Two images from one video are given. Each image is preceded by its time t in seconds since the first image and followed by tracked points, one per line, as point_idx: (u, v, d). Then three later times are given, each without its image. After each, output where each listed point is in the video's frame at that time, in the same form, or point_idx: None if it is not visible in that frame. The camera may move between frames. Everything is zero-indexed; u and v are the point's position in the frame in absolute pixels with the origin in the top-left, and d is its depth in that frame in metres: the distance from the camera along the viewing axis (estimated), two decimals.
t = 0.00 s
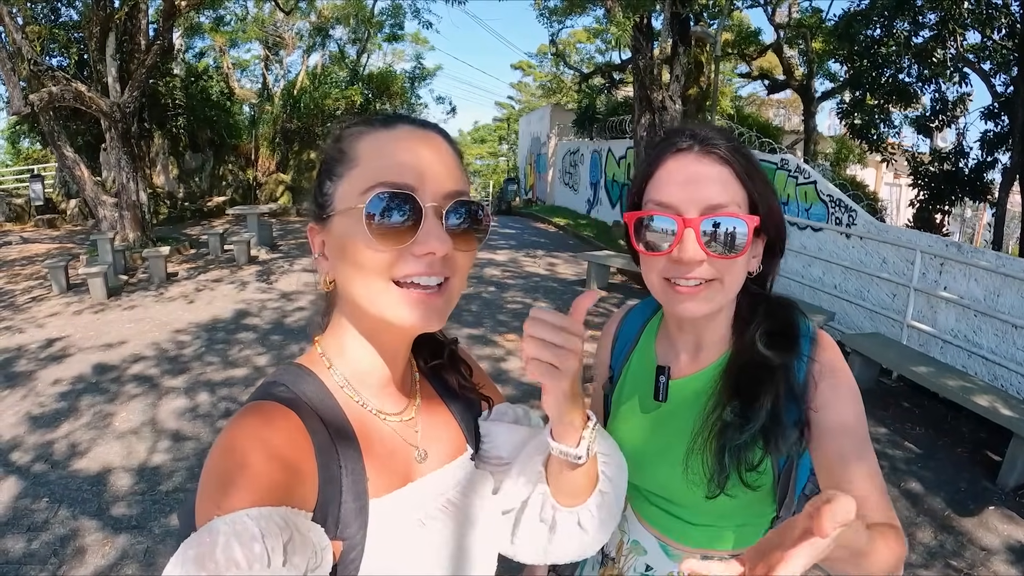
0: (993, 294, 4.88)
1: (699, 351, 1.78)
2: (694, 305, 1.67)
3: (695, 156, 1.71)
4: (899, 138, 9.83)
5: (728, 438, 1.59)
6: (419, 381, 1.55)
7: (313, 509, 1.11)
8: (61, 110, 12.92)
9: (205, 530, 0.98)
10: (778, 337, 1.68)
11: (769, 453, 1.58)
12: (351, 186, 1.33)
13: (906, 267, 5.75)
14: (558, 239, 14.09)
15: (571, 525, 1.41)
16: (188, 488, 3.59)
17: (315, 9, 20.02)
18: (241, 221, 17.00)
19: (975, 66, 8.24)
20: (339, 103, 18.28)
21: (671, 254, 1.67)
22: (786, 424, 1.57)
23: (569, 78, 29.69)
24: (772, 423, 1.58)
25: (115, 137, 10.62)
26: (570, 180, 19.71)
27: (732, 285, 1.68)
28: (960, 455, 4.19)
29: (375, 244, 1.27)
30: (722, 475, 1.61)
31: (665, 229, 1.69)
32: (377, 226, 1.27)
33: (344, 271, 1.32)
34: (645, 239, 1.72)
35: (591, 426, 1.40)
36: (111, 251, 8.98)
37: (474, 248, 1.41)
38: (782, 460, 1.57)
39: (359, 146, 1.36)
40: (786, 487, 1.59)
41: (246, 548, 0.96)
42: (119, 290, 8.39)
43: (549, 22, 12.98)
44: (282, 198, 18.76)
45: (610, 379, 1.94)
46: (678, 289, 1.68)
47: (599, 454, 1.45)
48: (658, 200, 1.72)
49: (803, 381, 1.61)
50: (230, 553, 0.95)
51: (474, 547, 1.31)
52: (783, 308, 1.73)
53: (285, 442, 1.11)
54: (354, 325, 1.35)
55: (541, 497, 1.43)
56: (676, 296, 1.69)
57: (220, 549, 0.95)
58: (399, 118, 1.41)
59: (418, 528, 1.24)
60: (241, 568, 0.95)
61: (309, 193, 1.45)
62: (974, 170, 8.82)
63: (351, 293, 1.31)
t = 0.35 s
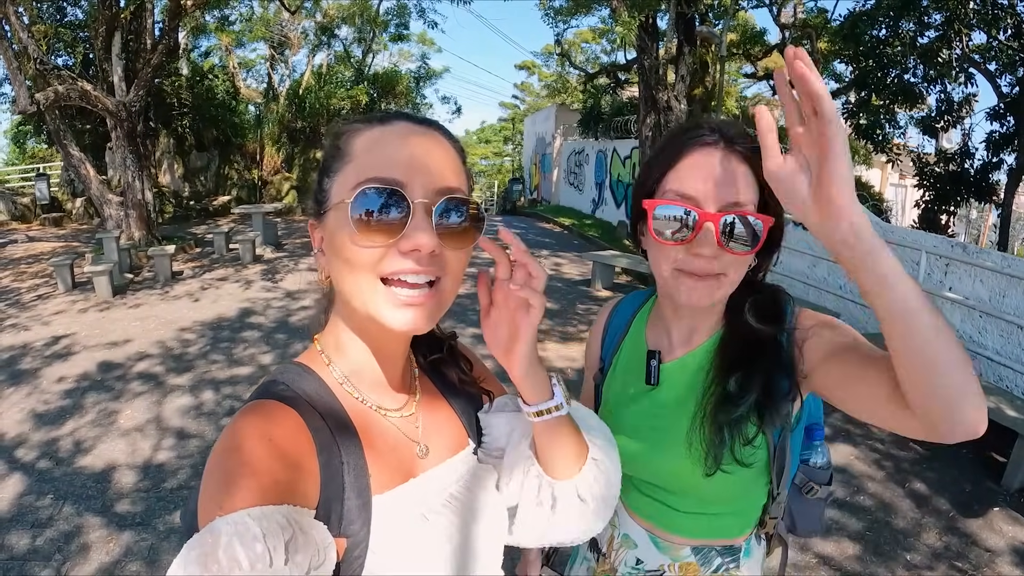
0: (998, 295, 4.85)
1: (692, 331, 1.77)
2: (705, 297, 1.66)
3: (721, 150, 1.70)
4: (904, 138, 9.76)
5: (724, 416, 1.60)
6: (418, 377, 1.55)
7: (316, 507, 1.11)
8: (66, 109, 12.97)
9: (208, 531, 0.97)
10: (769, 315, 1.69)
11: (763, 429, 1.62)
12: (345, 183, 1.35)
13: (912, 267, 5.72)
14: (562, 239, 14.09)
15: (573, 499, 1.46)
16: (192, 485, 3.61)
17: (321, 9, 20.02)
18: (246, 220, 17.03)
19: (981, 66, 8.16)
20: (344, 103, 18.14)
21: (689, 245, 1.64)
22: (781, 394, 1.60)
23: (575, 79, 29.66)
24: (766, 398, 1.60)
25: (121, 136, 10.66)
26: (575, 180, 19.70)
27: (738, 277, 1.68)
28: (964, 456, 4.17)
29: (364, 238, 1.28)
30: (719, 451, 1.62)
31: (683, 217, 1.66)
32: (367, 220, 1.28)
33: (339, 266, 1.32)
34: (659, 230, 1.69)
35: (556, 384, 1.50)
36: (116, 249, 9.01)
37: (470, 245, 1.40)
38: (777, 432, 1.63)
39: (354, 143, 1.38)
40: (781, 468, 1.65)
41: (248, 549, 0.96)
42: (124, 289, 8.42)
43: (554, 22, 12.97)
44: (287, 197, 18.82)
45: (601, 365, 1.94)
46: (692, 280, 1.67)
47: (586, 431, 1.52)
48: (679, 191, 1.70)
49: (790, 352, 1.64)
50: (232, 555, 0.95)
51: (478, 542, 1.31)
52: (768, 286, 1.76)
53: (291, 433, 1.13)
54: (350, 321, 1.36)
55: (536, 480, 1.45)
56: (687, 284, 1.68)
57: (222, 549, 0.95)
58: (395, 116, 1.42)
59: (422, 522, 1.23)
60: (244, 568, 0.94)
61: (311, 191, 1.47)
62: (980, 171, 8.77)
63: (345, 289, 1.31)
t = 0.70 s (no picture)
0: (1008, 299, 4.82)
1: (617, 316, 1.82)
2: (635, 281, 1.73)
3: (635, 148, 1.76)
4: (914, 141, 9.68)
5: (654, 384, 1.64)
6: (431, 378, 1.54)
7: (327, 509, 1.08)
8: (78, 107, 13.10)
9: (220, 532, 0.96)
10: (689, 294, 1.82)
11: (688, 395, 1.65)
12: (369, 185, 1.33)
13: (922, 271, 5.68)
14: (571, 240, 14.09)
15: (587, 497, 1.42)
16: (200, 481, 3.64)
17: (331, 7, 19.95)
18: (256, 219, 17.15)
19: (993, 69, 7.98)
20: (355, 103, 17.84)
21: (616, 235, 1.71)
22: (701, 366, 1.65)
23: (585, 79, 29.65)
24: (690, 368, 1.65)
25: (132, 134, 10.74)
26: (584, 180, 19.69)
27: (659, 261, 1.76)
28: (972, 461, 4.14)
29: (384, 239, 1.26)
30: (651, 417, 1.65)
31: (607, 212, 1.72)
32: (387, 223, 1.26)
33: (355, 266, 1.30)
34: (587, 223, 1.75)
35: (569, 374, 1.46)
36: (127, 247, 9.10)
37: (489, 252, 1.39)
38: (698, 399, 1.66)
39: (378, 143, 1.36)
40: (705, 431, 1.67)
41: (259, 550, 0.94)
42: (135, 286, 8.50)
43: (565, 22, 12.97)
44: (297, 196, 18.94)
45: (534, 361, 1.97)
46: (620, 269, 1.74)
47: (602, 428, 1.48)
48: (602, 188, 1.76)
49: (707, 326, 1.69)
50: (243, 555, 0.93)
51: (487, 541, 1.29)
52: (683, 269, 1.86)
53: (307, 434, 1.10)
54: (366, 321, 1.35)
55: (551, 475, 1.43)
56: (617, 274, 1.74)
57: (234, 550, 0.93)
58: (419, 118, 1.39)
59: (435, 525, 1.21)
60: (255, 570, 0.93)
61: (332, 189, 1.45)
62: (991, 174, 8.68)
63: (362, 290, 1.29)
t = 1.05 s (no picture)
0: (1013, 298, 4.78)
1: (592, 312, 1.89)
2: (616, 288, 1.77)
3: (620, 158, 1.77)
4: (919, 139, 9.63)
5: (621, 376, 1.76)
6: (432, 378, 1.53)
7: (326, 510, 1.09)
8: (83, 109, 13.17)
9: (218, 534, 0.96)
10: (657, 291, 1.87)
11: (658, 390, 1.77)
12: (370, 185, 1.32)
13: (926, 269, 5.65)
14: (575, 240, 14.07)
15: (586, 503, 1.41)
16: (204, 480, 3.66)
17: (335, 9, 20.07)
18: (260, 220, 17.20)
19: (997, 67, 7.98)
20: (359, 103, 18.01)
21: (600, 245, 1.72)
22: (672, 362, 1.79)
23: (589, 79, 29.60)
24: (657, 362, 1.78)
25: (137, 135, 10.78)
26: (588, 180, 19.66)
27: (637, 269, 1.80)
28: (976, 460, 4.12)
29: (388, 241, 1.26)
30: (619, 409, 1.75)
31: (593, 223, 1.73)
32: (392, 223, 1.26)
33: (356, 265, 1.31)
34: (569, 230, 1.74)
35: (571, 378, 1.44)
36: (132, 247, 9.14)
37: (493, 252, 1.40)
38: (669, 393, 1.78)
39: (379, 143, 1.35)
40: (675, 420, 1.79)
41: (256, 550, 0.95)
42: (140, 287, 8.54)
43: (569, 22, 12.97)
44: (302, 196, 18.99)
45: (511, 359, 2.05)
46: (603, 276, 1.76)
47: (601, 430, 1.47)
48: (585, 197, 1.75)
49: (679, 322, 1.82)
50: (239, 555, 0.94)
51: (484, 539, 1.30)
52: (655, 266, 1.92)
53: (307, 434, 1.11)
54: (367, 322, 1.35)
55: (550, 478, 1.42)
56: (598, 279, 1.77)
57: (230, 550, 0.94)
58: (420, 117, 1.39)
59: (435, 525, 1.23)
60: (251, 570, 0.94)
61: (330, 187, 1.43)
62: (996, 172, 8.62)
63: (363, 291, 1.30)
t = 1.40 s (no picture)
0: (1020, 293, 4.75)
1: (610, 331, 1.82)
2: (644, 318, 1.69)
3: (658, 184, 1.64)
4: (926, 135, 9.58)
5: (635, 406, 1.67)
6: (418, 380, 1.53)
7: (322, 513, 1.11)
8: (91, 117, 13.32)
9: (215, 541, 0.96)
10: (681, 315, 1.75)
11: (672, 416, 1.67)
12: (363, 190, 1.33)
13: (933, 266, 5.62)
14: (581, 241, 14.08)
15: (565, 503, 1.42)
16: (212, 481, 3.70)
17: (341, 14, 20.20)
18: (269, 224, 17.33)
19: (1005, 61, 7.92)
20: (365, 107, 18.05)
21: (632, 276, 1.64)
22: (689, 388, 1.66)
23: (595, 80, 29.57)
24: (675, 390, 1.66)
25: (145, 142, 10.90)
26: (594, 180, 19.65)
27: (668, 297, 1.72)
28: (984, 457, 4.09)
29: (384, 246, 1.27)
30: (629, 434, 1.68)
31: (626, 253, 1.64)
32: (386, 226, 1.27)
33: (348, 269, 1.31)
34: (600, 257, 1.67)
35: (547, 385, 1.41)
36: (141, 253, 9.23)
37: (481, 254, 1.42)
38: (684, 421, 1.67)
39: (372, 149, 1.35)
40: (689, 444, 1.68)
41: (255, 555, 0.95)
42: (150, 292, 8.64)
43: (573, 23, 12.98)
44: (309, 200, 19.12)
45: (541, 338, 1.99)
46: (634, 307, 1.69)
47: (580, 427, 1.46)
48: (619, 225, 1.66)
49: (699, 349, 1.70)
50: (238, 561, 0.94)
51: (474, 539, 1.34)
52: (686, 288, 1.78)
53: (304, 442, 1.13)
54: (358, 325, 1.36)
55: (531, 477, 1.44)
56: (623, 307, 1.70)
57: (229, 556, 0.94)
58: (409, 121, 1.40)
59: (430, 526, 1.28)
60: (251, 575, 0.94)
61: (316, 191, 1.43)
62: (1003, 167, 8.53)
63: (355, 295, 1.31)
